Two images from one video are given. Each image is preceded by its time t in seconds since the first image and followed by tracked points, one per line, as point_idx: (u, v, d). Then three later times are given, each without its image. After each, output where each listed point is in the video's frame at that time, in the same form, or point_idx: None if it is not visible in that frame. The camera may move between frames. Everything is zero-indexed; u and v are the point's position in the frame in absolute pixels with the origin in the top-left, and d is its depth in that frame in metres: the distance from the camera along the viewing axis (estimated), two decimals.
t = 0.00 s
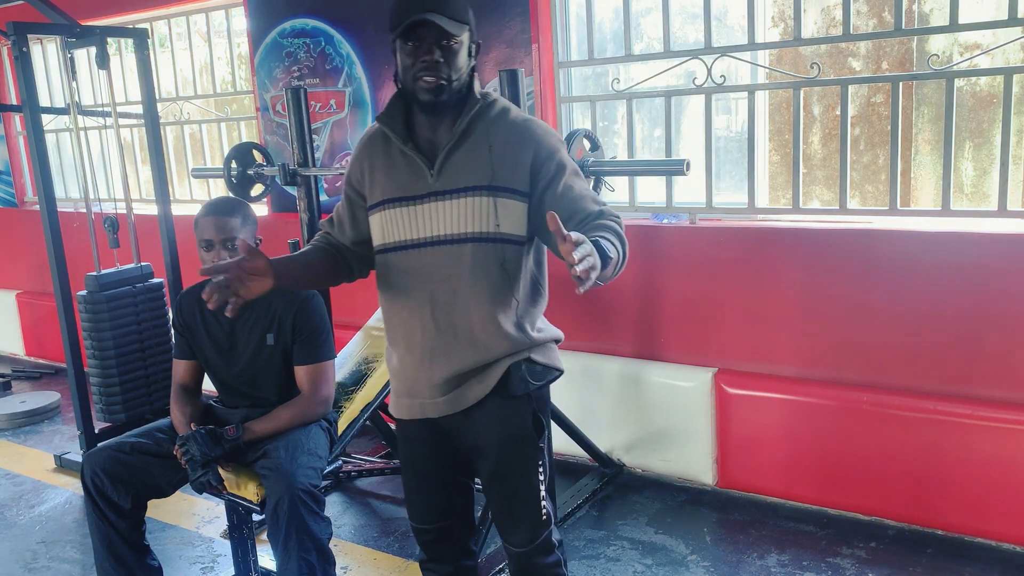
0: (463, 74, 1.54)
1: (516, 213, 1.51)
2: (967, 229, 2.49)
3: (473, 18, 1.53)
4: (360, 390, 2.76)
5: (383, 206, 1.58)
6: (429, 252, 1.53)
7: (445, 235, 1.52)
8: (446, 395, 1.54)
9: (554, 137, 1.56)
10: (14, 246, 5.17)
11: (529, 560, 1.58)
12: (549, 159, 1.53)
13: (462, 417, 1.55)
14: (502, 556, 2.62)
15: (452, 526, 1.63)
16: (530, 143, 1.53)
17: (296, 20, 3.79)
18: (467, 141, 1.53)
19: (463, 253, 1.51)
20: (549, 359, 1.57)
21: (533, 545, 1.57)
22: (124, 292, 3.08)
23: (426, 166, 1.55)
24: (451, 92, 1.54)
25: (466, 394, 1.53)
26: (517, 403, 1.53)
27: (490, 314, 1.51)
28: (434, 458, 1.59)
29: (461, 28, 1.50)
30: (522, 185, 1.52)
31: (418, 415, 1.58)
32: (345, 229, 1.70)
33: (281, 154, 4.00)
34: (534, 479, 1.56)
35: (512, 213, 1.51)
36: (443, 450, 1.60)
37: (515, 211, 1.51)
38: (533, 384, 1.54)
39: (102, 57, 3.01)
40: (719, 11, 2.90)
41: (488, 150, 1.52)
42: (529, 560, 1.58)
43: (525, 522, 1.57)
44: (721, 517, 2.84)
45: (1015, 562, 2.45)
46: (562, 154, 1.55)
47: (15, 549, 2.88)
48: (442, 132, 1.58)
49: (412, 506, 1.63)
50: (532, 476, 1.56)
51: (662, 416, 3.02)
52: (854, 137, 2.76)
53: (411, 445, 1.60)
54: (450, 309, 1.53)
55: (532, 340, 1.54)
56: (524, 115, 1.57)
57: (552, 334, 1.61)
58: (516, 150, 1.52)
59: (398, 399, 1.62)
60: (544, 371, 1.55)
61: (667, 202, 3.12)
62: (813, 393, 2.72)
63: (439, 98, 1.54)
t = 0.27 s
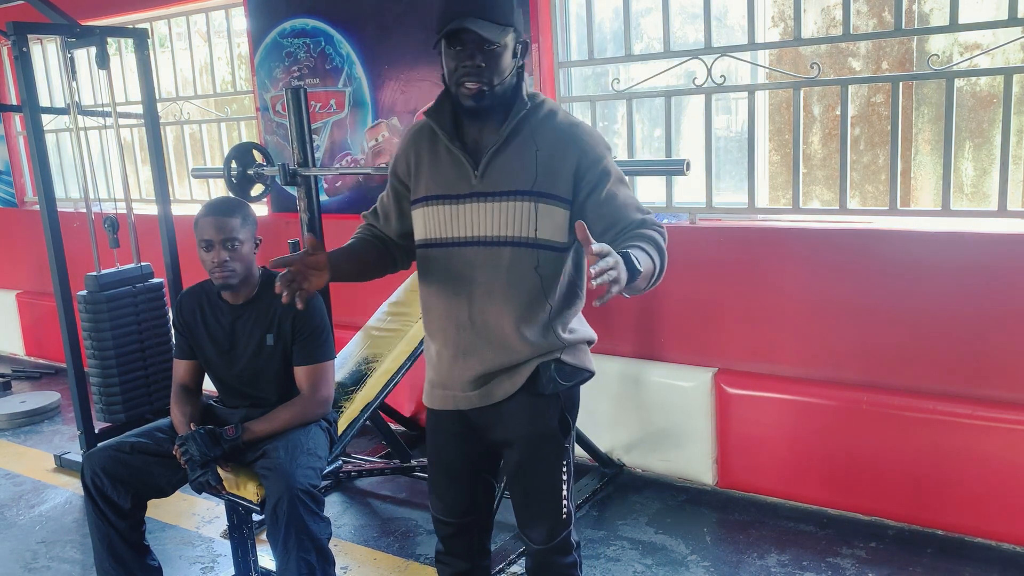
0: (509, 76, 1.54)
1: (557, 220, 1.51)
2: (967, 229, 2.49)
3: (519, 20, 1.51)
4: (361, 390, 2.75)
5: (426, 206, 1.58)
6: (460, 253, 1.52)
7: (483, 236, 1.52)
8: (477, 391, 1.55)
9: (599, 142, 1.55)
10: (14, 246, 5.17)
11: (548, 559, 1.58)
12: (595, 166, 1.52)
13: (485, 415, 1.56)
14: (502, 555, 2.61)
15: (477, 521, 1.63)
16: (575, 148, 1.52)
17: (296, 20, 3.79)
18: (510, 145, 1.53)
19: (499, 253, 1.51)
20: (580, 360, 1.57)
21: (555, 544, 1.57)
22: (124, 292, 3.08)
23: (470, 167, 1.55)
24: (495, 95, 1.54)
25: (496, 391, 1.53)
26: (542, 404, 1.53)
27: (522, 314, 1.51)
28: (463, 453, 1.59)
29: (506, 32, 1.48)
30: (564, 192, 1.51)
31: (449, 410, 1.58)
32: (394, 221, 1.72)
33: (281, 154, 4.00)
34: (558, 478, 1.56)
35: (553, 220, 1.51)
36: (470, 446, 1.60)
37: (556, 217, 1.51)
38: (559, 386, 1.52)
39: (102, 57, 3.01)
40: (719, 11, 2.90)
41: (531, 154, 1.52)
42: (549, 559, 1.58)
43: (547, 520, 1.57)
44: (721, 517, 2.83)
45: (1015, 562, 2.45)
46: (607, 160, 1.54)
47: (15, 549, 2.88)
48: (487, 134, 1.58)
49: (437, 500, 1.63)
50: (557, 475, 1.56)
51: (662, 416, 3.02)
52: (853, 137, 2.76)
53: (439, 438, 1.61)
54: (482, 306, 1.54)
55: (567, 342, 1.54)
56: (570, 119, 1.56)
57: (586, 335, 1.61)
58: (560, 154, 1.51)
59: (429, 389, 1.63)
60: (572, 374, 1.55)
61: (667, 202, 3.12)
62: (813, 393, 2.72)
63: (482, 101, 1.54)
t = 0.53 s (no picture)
0: (533, 71, 1.55)
1: (569, 217, 1.52)
2: (967, 229, 2.49)
3: (539, 16, 1.51)
4: (361, 390, 2.74)
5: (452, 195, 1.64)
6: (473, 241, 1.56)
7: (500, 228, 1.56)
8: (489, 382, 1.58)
9: (620, 143, 1.52)
10: (14, 246, 5.17)
11: (555, 557, 1.59)
12: (607, 163, 1.50)
13: (496, 407, 1.59)
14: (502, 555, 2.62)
15: (492, 508, 1.66)
16: (590, 146, 1.51)
17: (296, 20, 3.78)
18: (529, 140, 1.54)
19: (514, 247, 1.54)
20: (589, 363, 1.55)
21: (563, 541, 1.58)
22: (124, 292, 3.08)
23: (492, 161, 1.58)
24: (518, 89, 1.55)
25: (506, 383, 1.56)
26: (552, 403, 1.53)
27: (533, 310, 1.52)
28: (480, 442, 1.62)
29: (525, 27, 1.49)
30: (575, 190, 1.52)
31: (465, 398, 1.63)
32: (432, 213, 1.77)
33: (281, 154, 4.00)
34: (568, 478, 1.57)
35: (564, 217, 1.52)
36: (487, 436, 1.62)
37: (567, 214, 1.52)
38: (566, 386, 1.52)
39: (102, 57, 3.01)
40: (719, 11, 2.90)
41: (548, 149, 1.53)
42: (556, 557, 1.59)
43: (555, 518, 1.58)
44: (721, 518, 2.83)
45: (1015, 562, 2.45)
46: (624, 162, 1.51)
47: (15, 549, 2.88)
48: (512, 127, 1.59)
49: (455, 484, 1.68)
50: (567, 475, 1.56)
51: (662, 416, 3.02)
52: (853, 137, 2.76)
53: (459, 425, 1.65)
54: (497, 299, 1.57)
55: (578, 341, 1.54)
56: (594, 117, 1.55)
57: (602, 337, 1.59)
58: (575, 152, 1.51)
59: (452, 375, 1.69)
60: (582, 375, 1.54)
61: (667, 202, 3.12)
62: (813, 393, 2.72)
63: (501, 95, 1.56)
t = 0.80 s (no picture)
0: (530, 67, 1.57)
1: (558, 211, 1.54)
2: (966, 229, 2.49)
3: (536, 15, 1.54)
4: (361, 390, 2.74)
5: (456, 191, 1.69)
6: (455, 235, 1.60)
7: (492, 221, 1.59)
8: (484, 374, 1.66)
9: (610, 139, 1.51)
10: (14, 246, 5.17)
11: (550, 553, 1.64)
12: (595, 158, 1.50)
13: (491, 400, 1.66)
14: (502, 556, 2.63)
15: (502, 501, 1.75)
16: (581, 142, 1.52)
17: (296, 20, 3.79)
18: (524, 136, 1.57)
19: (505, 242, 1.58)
20: (577, 362, 1.58)
21: (557, 539, 1.63)
22: (124, 292, 3.08)
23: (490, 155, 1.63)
24: (513, 85, 1.58)
25: (498, 377, 1.62)
26: (541, 399, 1.58)
27: (522, 308, 1.58)
28: (485, 439, 1.72)
29: (520, 24, 1.52)
30: (564, 184, 1.53)
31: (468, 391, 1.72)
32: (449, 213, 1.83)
33: (281, 154, 4.00)
34: (559, 479, 1.60)
35: (552, 211, 1.54)
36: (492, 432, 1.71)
37: (555, 208, 1.53)
38: (553, 383, 1.57)
39: (102, 57, 3.01)
40: (719, 11, 2.90)
41: (540, 145, 1.55)
42: (550, 553, 1.64)
43: (548, 517, 1.62)
44: (721, 517, 2.83)
45: (1015, 562, 2.45)
46: (613, 158, 1.49)
47: (15, 549, 2.88)
48: (510, 123, 1.62)
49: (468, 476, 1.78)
50: (557, 476, 1.60)
51: (662, 416, 3.02)
52: (853, 137, 2.76)
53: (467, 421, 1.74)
54: (492, 296, 1.63)
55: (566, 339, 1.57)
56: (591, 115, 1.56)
57: (594, 336, 1.62)
58: (566, 146, 1.52)
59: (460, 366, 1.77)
60: (569, 373, 1.58)
61: (667, 202, 3.12)
62: (813, 393, 2.72)
63: (497, 91, 1.59)
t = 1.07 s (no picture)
0: (508, 68, 1.61)
1: (531, 205, 1.58)
2: (967, 229, 2.49)
3: (513, 19, 1.57)
4: (361, 390, 2.74)
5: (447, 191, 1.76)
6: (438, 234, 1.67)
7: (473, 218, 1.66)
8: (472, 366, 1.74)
9: (581, 137, 1.54)
10: (14, 246, 5.17)
11: (540, 546, 1.70)
12: (564, 156, 1.53)
13: (481, 390, 1.74)
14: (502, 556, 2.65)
15: (502, 494, 1.84)
16: (552, 139, 1.55)
17: (296, 20, 3.79)
18: (503, 135, 1.62)
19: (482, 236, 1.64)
20: (556, 350, 1.64)
21: (544, 531, 1.69)
22: (124, 292, 3.08)
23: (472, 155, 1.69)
24: (491, 85, 1.62)
25: (484, 368, 1.70)
26: (522, 389, 1.65)
27: (499, 300, 1.65)
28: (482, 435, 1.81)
29: (495, 30, 1.56)
30: (536, 179, 1.57)
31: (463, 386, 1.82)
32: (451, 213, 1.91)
33: (281, 154, 4.00)
34: (542, 471, 1.66)
35: (525, 206, 1.58)
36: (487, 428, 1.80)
37: (529, 203, 1.58)
38: (531, 372, 1.63)
39: (101, 57, 3.01)
40: (719, 11, 2.90)
41: (517, 143, 1.59)
42: (538, 546, 1.69)
43: (534, 509, 1.68)
44: (721, 517, 2.83)
45: (1015, 562, 2.45)
46: (582, 156, 1.52)
47: (15, 549, 2.88)
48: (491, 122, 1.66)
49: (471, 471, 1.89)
50: (539, 468, 1.66)
51: (662, 416, 3.02)
52: (854, 137, 2.76)
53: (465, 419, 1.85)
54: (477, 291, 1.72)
55: (543, 327, 1.63)
56: (569, 113, 1.59)
57: (574, 326, 1.67)
58: (538, 143, 1.56)
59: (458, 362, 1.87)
60: (548, 362, 1.64)
61: (667, 202, 3.12)
62: (813, 393, 2.72)
63: (477, 95, 1.63)
